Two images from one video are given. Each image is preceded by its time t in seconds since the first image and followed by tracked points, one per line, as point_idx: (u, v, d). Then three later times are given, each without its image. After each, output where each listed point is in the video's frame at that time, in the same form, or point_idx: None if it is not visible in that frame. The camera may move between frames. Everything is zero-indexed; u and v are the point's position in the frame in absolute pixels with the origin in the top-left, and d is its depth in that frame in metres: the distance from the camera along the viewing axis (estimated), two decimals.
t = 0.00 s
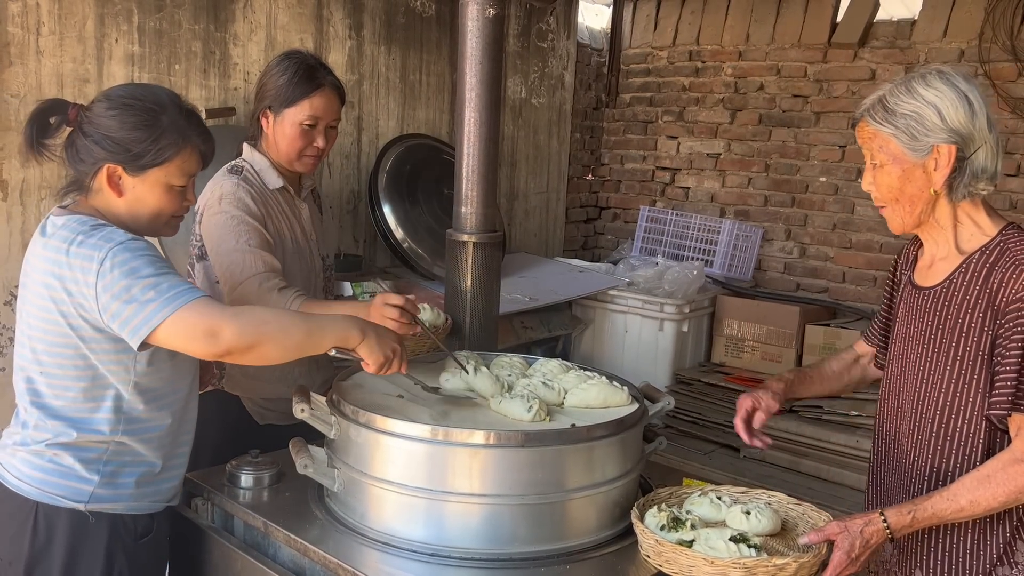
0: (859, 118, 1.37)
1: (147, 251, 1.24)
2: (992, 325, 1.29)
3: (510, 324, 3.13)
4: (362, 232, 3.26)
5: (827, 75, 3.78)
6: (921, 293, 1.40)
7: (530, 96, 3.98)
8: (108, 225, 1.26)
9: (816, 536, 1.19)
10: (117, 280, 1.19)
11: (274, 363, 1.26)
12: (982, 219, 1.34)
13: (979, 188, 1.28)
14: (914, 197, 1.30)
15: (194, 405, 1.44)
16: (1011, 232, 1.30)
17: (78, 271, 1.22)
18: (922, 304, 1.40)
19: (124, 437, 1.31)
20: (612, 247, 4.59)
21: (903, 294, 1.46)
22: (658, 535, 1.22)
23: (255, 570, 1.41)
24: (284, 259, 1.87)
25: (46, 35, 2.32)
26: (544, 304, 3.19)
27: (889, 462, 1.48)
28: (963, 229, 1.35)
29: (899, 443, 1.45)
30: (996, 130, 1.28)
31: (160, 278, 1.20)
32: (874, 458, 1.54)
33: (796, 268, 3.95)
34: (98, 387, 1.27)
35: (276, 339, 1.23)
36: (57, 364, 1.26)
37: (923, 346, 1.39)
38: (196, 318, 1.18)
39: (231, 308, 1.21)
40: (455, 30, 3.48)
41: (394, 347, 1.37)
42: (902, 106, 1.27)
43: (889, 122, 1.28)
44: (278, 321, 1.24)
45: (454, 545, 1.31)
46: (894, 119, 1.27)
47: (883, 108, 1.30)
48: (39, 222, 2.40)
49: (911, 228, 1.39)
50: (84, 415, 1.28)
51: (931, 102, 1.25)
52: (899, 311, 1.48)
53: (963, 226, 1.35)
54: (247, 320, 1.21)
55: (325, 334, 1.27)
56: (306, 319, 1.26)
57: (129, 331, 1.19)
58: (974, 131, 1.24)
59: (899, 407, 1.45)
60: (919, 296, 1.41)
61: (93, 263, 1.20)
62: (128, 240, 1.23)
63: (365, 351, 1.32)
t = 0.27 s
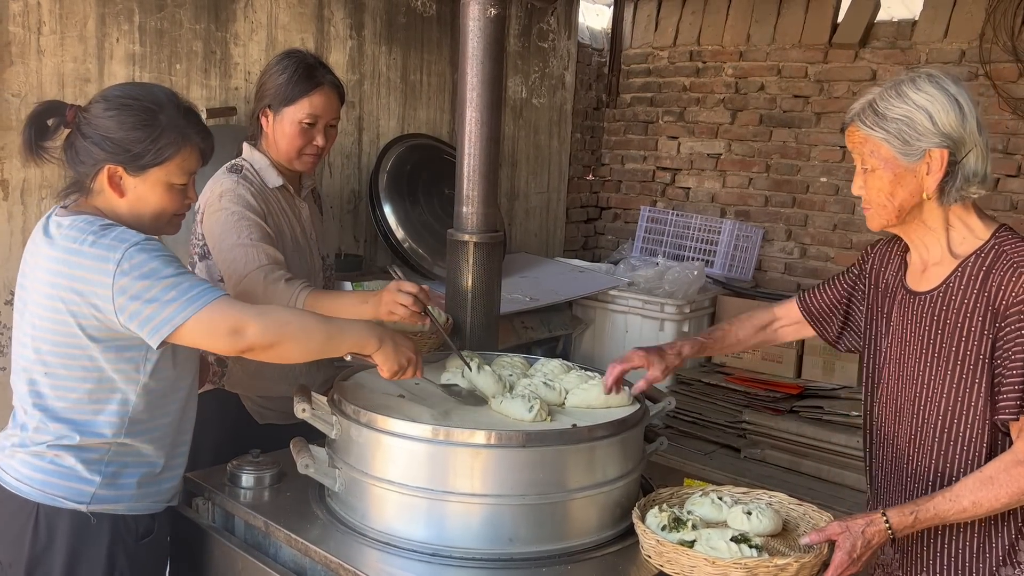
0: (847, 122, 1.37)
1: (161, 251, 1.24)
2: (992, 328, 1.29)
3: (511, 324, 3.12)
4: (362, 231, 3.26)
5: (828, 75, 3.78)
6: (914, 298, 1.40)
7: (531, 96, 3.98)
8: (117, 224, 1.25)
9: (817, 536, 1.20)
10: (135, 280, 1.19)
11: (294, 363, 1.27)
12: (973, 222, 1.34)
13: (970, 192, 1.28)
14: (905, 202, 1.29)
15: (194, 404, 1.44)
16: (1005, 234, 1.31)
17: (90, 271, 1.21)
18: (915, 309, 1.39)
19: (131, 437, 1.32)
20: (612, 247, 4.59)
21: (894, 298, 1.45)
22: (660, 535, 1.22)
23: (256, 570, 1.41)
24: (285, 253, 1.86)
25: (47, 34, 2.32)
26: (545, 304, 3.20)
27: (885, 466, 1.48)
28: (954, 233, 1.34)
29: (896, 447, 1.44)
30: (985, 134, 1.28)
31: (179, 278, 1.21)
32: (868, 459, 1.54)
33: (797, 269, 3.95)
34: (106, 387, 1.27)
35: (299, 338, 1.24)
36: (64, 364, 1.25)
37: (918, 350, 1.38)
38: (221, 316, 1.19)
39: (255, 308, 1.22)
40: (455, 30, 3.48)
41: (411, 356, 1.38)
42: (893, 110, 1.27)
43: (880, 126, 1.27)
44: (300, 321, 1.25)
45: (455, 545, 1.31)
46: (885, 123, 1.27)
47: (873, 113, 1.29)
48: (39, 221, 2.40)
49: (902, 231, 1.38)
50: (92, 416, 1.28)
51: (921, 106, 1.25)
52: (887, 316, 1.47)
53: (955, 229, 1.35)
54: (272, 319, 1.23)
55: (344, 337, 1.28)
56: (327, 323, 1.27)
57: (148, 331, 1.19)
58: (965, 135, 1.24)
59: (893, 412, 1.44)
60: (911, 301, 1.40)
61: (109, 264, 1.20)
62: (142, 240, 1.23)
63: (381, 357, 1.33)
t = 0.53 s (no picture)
0: (824, 132, 1.36)
1: (168, 251, 1.25)
2: (984, 332, 1.29)
3: (511, 324, 3.13)
4: (363, 232, 3.26)
5: (828, 76, 3.79)
6: (902, 303, 1.39)
7: (531, 96, 3.98)
8: (122, 224, 1.25)
9: (818, 537, 1.19)
10: (144, 280, 1.20)
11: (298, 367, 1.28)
12: (956, 225, 1.35)
13: (951, 197, 1.29)
14: (887, 211, 1.29)
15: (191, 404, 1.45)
16: (991, 237, 1.32)
17: (96, 270, 1.21)
18: (904, 314, 1.38)
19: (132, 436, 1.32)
20: (613, 247, 4.59)
21: (879, 303, 1.44)
22: (661, 536, 1.22)
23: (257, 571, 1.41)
24: (283, 253, 1.86)
25: (47, 34, 2.32)
26: (545, 305, 3.20)
27: (875, 472, 1.47)
28: (938, 237, 1.35)
29: (887, 452, 1.43)
30: (962, 138, 1.28)
31: (187, 278, 1.22)
32: (852, 465, 1.53)
33: (797, 269, 3.95)
34: (108, 387, 1.27)
35: (304, 342, 1.26)
36: (66, 364, 1.25)
37: (909, 355, 1.38)
38: (232, 316, 1.21)
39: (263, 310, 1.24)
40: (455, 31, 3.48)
41: (416, 360, 1.38)
42: (868, 120, 1.26)
43: (856, 137, 1.27)
44: (306, 325, 1.27)
45: (455, 546, 1.31)
46: (861, 133, 1.26)
47: (849, 122, 1.29)
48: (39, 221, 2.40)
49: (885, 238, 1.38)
50: (94, 416, 1.28)
51: (897, 115, 1.24)
52: (870, 322, 1.46)
53: (939, 233, 1.35)
54: (280, 323, 1.24)
55: (349, 342, 1.30)
56: (332, 330, 1.29)
57: (156, 330, 1.20)
58: (942, 142, 1.24)
59: (883, 418, 1.43)
60: (899, 307, 1.39)
61: (117, 263, 1.20)
62: (149, 240, 1.24)
63: (384, 363, 1.35)
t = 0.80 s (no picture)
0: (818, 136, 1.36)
1: (161, 255, 1.25)
2: (976, 333, 1.29)
3: (511, 325, 3.13)
4: (363, 232, 3.26)
5: (828, 77, 3.79)
6: (898, 304, 1.39)
7: (531, 97, 3.98)
8: (117, 226, 1.26)
9: (815, 538, 1.19)
10: (135, 283, 1.20)
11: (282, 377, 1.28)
12: (953, 227, 1.35)
13: (944, 200, 1.28)
14: (881, 215, 1.29)
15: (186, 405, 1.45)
16: (984, 238, 1.31)
17: (89, 271, 1.21)
18: (899, 316, 1.39)
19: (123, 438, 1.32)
20: (613, 248, 4.59)
21: (877, 305, 1.44)
22: (661, 537, 1.22)
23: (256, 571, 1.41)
24: (277, 254, 1.86)
25: (48, 35, 2.32)
26: (545, 306, 3.20)
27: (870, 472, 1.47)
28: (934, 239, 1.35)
29: (881, 453, 1.44)
30: (956, 139, 1.27)
31: (177, 284, 1.22)
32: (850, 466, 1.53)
33: (797, 270, 3.95)
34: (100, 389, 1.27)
35: (290, 353, 1.25)
36: (58, 364, 1.25)
37: (903, 356, 1.38)
38: (216, 326, 1.21)
39: (250, 320, 1.23)
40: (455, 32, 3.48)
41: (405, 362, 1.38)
42: (860, 124, 1.26)
43: (849, 141, 1.27)
44: (294, 337, 1.26)
45: (455, 546, 1.31)
46: (854, 138, 1.26)
47: (841, 127, 1.29)
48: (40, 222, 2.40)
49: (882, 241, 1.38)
50: (84, 417, 1.28)
51: (889, 119, 1.24)
52: (869, 323, 1.46)
53: (934, 236, 1.35)
54: (266, 335, 1.24)
55: (335, 355, 1.29)
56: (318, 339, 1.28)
57: (144, 334, 1.20)
58: (935, 144, 1.24)
59: (877, 418, 1.43)
60: (895, 308, 1.40)
61: (109, 265, 1.20)
62: (142, 242, 1.24)
63: (371, 371, 1.34)
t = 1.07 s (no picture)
0: (825, 135, 1.36)
1: (147, 255, 1.24)
2: (982, 334, 1.29)
3: (511, 326, 3.13)
4: (363, 233, 3.27)
5: (828, 78, 3.79)
6: (905, 305, 1.40)
7: (532, 98, 3.98)
8: (107, 226, 1.26)
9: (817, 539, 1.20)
10: (116, 281, 1.19)
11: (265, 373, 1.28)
12: (959, 227, 1.35)
13: (951, 200, 1.29)
14: (886, 215, 1.30)
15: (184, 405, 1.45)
16: (991, 239, 1.32)
17: (76, 270, 1.21)
18: (906, 316, 1.39)
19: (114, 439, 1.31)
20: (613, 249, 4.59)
21: (884, 305, 1.45)
22: (661, 537, 1.22)
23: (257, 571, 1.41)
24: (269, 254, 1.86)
25: (49, 36, 2.33)
26: (545, 307, 3.20)
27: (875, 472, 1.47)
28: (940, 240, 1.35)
29: (886, 453, 1.44)
30: (963, 140, 1.27)
31: (157, 285, 1.20)
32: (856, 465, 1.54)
33: (797, 271, 3.95)
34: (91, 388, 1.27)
35: (270, 351, 1.26)
36: (49, 363, 1.25)
37: (910, 356, 1.38)
38: (194, 330, 1.19)
39: (226, 322, 1.22)
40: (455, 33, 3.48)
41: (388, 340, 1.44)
42: (866, 125, 1.26)
43: (856, 141, 1.27)
44: (273, 334, 1.26)
45: (456, 547, 1.31)
46: (860, 138, 1.27)
47: (848, 127, 1.29)
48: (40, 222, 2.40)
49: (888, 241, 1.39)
50: (75, 417, 1.28)
51: (896, 119, 1.24)
52: (876, 324, 1.46)
53: (941, 236, 1.35)
54: (243, 335, 1.23)
55: (315, 343, 1.31)
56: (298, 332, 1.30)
57: (125, 333, 1.19)
58: (942, 144, 1.24)
59: (883, 418, 1.44)
60: (902, 308, 1.40)
61: (93, 264, 1.20)
62: (129, 242, 1.23)
63: (355, 356, 1.38)
